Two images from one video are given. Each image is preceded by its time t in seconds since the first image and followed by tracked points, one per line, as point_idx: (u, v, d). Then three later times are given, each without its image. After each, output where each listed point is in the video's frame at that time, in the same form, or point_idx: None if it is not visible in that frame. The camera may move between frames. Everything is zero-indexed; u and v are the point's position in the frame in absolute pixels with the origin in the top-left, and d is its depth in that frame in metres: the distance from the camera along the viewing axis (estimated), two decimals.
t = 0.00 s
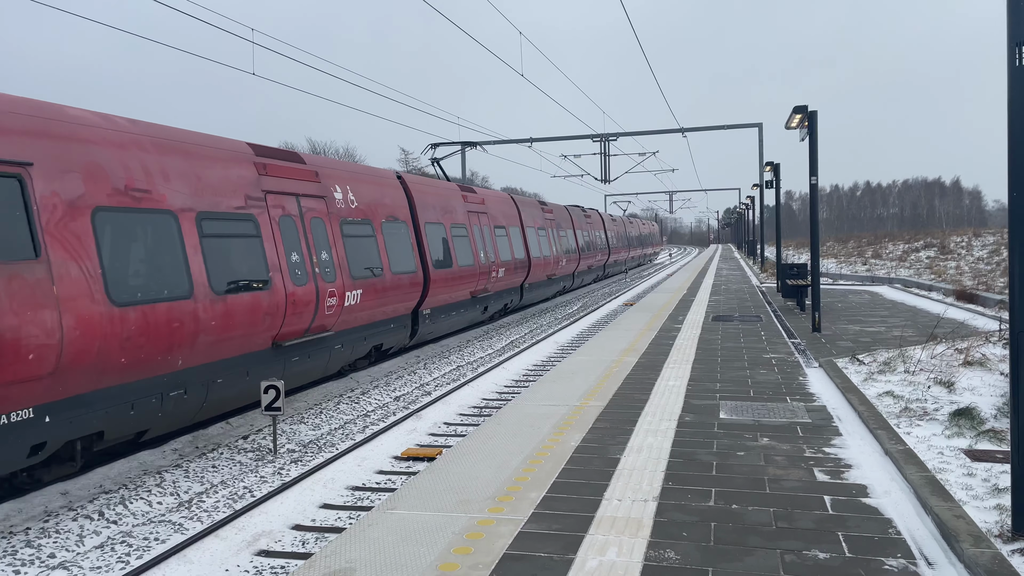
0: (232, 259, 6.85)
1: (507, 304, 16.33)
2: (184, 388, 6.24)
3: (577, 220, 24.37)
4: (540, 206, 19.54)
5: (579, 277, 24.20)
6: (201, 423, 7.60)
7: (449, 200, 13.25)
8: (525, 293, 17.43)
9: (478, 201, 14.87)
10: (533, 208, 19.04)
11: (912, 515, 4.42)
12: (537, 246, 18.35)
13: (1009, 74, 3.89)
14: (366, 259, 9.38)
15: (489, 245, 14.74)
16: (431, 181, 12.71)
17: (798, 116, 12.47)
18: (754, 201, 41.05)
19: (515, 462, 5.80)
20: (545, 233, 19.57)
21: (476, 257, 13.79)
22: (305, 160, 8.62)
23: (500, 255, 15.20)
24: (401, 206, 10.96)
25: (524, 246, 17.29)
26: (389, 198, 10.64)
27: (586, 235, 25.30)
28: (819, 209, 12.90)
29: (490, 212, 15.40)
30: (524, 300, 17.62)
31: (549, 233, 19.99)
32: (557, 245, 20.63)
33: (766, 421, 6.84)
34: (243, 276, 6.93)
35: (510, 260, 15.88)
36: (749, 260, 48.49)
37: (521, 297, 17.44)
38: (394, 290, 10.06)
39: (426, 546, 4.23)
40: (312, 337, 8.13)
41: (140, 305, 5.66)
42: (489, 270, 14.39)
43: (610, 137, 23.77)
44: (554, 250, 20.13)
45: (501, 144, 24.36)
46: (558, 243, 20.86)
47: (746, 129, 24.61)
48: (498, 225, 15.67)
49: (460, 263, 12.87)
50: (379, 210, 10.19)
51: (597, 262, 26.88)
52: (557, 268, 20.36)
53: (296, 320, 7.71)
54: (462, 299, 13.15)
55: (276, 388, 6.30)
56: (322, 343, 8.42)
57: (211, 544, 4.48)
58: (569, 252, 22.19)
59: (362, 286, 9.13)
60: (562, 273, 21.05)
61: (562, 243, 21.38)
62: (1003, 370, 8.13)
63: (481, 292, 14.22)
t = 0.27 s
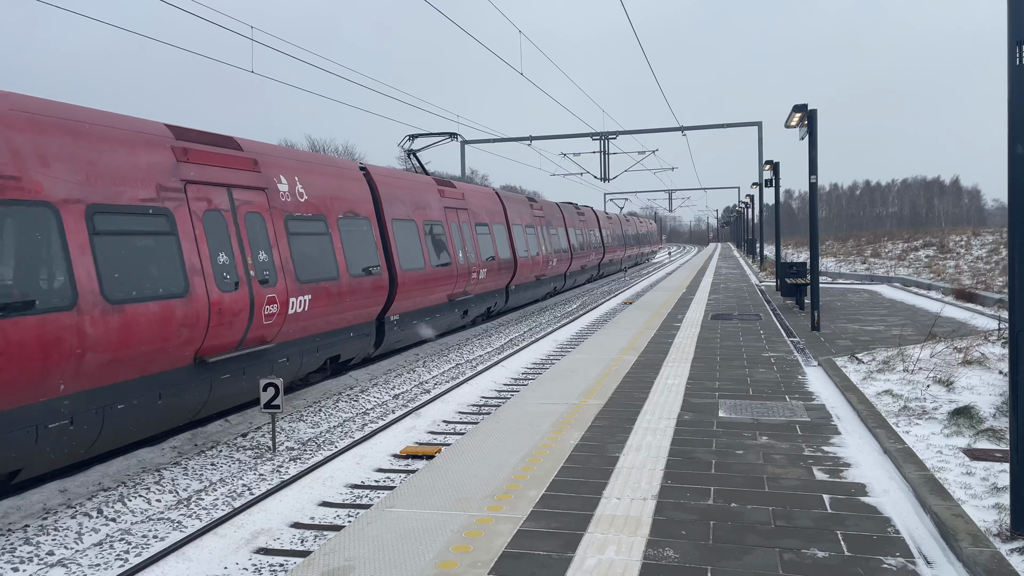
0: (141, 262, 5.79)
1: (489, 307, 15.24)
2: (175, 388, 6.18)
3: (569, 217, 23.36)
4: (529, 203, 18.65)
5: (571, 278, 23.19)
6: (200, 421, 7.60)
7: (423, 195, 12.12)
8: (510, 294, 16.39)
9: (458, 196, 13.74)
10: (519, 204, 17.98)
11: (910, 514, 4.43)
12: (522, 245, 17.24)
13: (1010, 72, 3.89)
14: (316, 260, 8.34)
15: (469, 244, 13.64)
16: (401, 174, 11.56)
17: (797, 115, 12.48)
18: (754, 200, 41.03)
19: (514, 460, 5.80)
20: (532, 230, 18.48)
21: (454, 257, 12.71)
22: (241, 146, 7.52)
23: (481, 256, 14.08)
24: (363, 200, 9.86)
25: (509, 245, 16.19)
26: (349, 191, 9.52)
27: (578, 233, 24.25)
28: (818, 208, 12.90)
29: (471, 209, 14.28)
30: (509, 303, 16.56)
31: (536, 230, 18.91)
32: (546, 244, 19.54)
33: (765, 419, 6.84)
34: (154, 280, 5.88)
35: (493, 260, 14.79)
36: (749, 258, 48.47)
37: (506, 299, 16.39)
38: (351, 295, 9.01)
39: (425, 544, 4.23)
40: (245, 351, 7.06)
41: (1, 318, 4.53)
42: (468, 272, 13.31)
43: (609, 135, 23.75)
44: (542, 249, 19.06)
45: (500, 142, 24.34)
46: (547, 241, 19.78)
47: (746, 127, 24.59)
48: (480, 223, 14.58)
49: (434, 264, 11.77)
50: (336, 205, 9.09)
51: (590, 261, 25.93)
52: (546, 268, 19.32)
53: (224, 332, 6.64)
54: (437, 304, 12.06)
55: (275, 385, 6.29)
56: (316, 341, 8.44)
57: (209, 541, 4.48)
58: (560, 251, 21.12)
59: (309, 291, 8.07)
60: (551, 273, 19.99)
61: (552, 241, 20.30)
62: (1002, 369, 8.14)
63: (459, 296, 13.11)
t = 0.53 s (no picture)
0: (18, 267, 4.69)
1: (470, 313, 13.95)
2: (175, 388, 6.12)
3: (560, 214, 22.25)
4: (517, 201, 17.63)
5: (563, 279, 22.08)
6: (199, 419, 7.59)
7: (394, 189, 10.79)
8: (494, 298, 15.14)
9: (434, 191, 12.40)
10: (504, 201, 16.69)
11: (909, 514, 4.43)
12: (507, 245, 15.95)
13: (1008, 73, 3.89)
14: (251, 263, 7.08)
15: (446, 244, 12.30)
16: (367, 166, 10.23)
17: (796, 114, 12.49)
18: (752, 200, 41.05)
19: (512, 459, 5.81)
20: (518, 229, 17.21)
21: (428, 259, 11.39)
22: (156, 128, 6.28)
23: (459, 257, 12.78)
24: (317, 193, 8.55)
25: (491, 245, 14.87)
26: (298, 182, 8.21)
27: (570, 231, 23.14)
28: (817, 207, 12.91)
29: (449, 207, 12.99)
30: (492, 307, 15.29)
31: (523, 229, 17.64)
32: (534, 244, 18.30)
33: (763, 419, 6.85)
34: (23, 286, 4.66)
35: (473, 261, 13.50)
36: (747, 258, 48.47)
37: (489, 304, 15.14)
38: (298, 303, 7.73)
39: (424, 542, 4.23)
40: (155, 372, 5.80)
41: None
42: (445, 275, 12.02)
43: (609, 134, 23.74)
44: (530, 250, 17.81)
45: (500, 140, 24.34)
46: (536, 241, 18.52)
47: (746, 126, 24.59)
48: (459, 221, 13.28)
49: (404, 267, 10.46)
50: (280, 198, 7.78)
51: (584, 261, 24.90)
52: (534, 269, 18.09)
53: (124, 350, 5.43)
54: (408, 311, 10.76)
55: (274, 384, 6.29)
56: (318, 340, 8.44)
57: (208, 540, 4.47)
58: (549, 251, 19.86)
59: (242, 298, 6.80)
60: (539, 274, 18.73)
61: (540, 241, 19.05)
62: (1000, 368, 8.15)
63: (433, 301, 11.80)
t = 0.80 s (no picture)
0: None
1: (448, 316, 12.95)
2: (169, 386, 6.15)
3: (548, 213, 21.28)
4: (501, 198, 16.73)
5: (552, 280, 21.08)
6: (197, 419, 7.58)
7: (356, 183, 9.79)
8: (475, 301, 14.16)
9: (404, 186, 11.38)
10: (485, 199, 15.72)
11: (907, 513, 4.44)
12: (488, 245, 14.95)
13: (1007, 72, 3.89)
14: (167, 267, 6.09)
15: (418, 243, 11.31)
16: (324, 157, 9.21)
17: (795, 114, 12.50)
18: (751, 199, 41.05)
19: (511, 458, 5.81)
20: (501, 228, 16.23)
21: (395, 260, 10.39)
22: (43, 107, 5.26)
23: (433, 257, 11.76)
24: (258, 186, 7.55)
25: (470, 243, 13.86)
26: (233, 174, 7.17)
27: (559, 230, 22.12)
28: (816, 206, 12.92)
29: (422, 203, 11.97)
30: (474, 310, 14.28)
31: (506, 228, 16.65)
32: (519, 244, 17.29)
33: (762, 418, 6.85)
34: None
35: (450, 261, 12.54)
36: (746, 257, 48.50)
37: (470, 308, 14.14)
38: (227, 313, 6.70)
39: (422, 541, 4.23)
40: (33, 401, 4.84)
41: None
42: (417, 277, 11.03)
43: (607, 134, 23.75)
44: (515, 249, 16.83)
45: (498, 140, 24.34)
46: (521, 240, 17.50)
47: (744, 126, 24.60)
48: (434, 219, 12.29)
49: (365, 269, 9.47)
50: (208, 191, 6.76)
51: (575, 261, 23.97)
52: (519, 270, 17.10)
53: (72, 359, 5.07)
54: (371, 317, 9.77)
55: (272, 383, 6.28)
56: (317, 338, 8.46)
57: (207, 539, 4.47)
58: (536, 251, 18.86)
59: (153, 309, 5.81)
60: (525, 275, 17.72)
61: (526, 240, 18.06)
62: (998, 368, 8.17)
63: (403, 305, 10.80)
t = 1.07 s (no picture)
0: None
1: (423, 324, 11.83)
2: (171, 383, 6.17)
3: (539, 212, 20.23)
4: (485, 195, 15.67)
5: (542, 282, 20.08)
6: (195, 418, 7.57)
7: (312, 176, 8.68)
8: (455, 306, 13.06)
9: (371, 181, 10.24)
10: (467, 196, 14.59)
11: (904, 512, 4.45)
12: (469, 246, 13.81)
13: (1004, 72, 3.90)
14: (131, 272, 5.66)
15: (386, 245, 10.18)
16: (268, 146, 8.06)
17: (793, 114, 12.52)
18: (749, 200, 41.09)
19: (509, 457, 5.82)
20: (484, 228, 15.08)
21: (357, 264, 9.26)
22: None
23: (406, 260, 10.65)
24: (184, 177, 6.42)
25: (449, 244, 12.73)
26: (149, 162, 6.05)
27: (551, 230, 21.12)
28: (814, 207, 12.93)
29: (393, 200, 10.86)
30: (453, 317, 13.17)
31: (490, 228, 15.49)
32: (504, 245, 16.16)
33: (759, 418, 6.86)
34: None
35: (426, 263, 11.43)
36: (743, 257, 48.56)
37: (449, 314, 13.07)
38: (136, 328, 5.59)
39: (421, 541, 4.24)
40: None
41: None
42: (385, 281, 9.93)
43: (605, 134, 23.76)
44: (501, 251, 15.72)
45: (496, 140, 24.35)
46: (507, 241, 16.38)
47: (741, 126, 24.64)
48: (406, 218, 11.16)
49: (320, 274, 8.38)
50: (112, 182, 5.63)
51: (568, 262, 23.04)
52: (505, 273, 15.97)
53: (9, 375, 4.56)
54: (329, 327, 8.67)
55: (270, 383, 6.27)
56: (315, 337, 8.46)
57: (204, 539, 4.47)
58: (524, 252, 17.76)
59: (32, 325, 4.70)
60: (511, 278, 16.58)
61: (513, 240, 16.95)
62: (995, 368, 8.18)
63: (368, 313, 9.68)
